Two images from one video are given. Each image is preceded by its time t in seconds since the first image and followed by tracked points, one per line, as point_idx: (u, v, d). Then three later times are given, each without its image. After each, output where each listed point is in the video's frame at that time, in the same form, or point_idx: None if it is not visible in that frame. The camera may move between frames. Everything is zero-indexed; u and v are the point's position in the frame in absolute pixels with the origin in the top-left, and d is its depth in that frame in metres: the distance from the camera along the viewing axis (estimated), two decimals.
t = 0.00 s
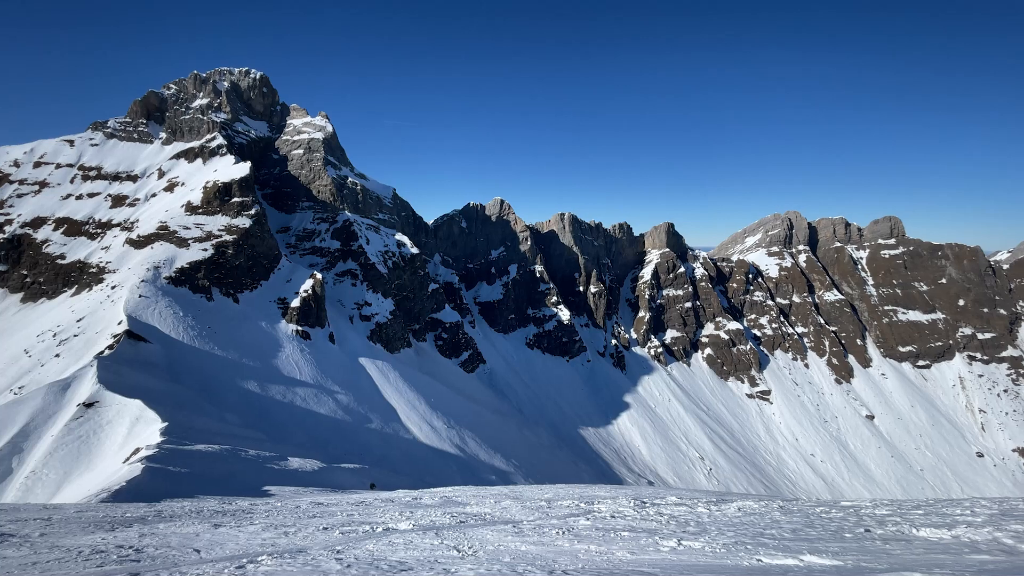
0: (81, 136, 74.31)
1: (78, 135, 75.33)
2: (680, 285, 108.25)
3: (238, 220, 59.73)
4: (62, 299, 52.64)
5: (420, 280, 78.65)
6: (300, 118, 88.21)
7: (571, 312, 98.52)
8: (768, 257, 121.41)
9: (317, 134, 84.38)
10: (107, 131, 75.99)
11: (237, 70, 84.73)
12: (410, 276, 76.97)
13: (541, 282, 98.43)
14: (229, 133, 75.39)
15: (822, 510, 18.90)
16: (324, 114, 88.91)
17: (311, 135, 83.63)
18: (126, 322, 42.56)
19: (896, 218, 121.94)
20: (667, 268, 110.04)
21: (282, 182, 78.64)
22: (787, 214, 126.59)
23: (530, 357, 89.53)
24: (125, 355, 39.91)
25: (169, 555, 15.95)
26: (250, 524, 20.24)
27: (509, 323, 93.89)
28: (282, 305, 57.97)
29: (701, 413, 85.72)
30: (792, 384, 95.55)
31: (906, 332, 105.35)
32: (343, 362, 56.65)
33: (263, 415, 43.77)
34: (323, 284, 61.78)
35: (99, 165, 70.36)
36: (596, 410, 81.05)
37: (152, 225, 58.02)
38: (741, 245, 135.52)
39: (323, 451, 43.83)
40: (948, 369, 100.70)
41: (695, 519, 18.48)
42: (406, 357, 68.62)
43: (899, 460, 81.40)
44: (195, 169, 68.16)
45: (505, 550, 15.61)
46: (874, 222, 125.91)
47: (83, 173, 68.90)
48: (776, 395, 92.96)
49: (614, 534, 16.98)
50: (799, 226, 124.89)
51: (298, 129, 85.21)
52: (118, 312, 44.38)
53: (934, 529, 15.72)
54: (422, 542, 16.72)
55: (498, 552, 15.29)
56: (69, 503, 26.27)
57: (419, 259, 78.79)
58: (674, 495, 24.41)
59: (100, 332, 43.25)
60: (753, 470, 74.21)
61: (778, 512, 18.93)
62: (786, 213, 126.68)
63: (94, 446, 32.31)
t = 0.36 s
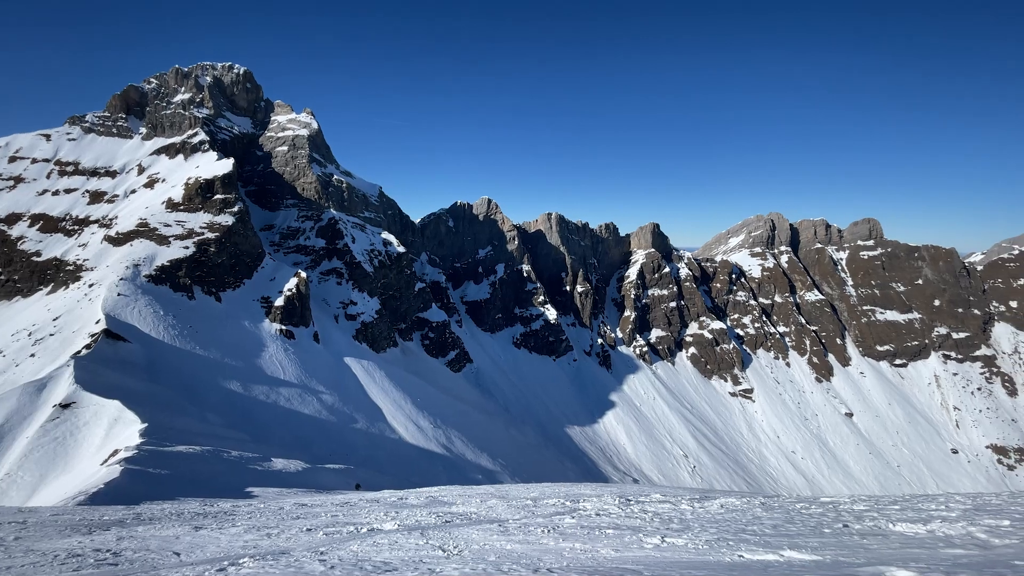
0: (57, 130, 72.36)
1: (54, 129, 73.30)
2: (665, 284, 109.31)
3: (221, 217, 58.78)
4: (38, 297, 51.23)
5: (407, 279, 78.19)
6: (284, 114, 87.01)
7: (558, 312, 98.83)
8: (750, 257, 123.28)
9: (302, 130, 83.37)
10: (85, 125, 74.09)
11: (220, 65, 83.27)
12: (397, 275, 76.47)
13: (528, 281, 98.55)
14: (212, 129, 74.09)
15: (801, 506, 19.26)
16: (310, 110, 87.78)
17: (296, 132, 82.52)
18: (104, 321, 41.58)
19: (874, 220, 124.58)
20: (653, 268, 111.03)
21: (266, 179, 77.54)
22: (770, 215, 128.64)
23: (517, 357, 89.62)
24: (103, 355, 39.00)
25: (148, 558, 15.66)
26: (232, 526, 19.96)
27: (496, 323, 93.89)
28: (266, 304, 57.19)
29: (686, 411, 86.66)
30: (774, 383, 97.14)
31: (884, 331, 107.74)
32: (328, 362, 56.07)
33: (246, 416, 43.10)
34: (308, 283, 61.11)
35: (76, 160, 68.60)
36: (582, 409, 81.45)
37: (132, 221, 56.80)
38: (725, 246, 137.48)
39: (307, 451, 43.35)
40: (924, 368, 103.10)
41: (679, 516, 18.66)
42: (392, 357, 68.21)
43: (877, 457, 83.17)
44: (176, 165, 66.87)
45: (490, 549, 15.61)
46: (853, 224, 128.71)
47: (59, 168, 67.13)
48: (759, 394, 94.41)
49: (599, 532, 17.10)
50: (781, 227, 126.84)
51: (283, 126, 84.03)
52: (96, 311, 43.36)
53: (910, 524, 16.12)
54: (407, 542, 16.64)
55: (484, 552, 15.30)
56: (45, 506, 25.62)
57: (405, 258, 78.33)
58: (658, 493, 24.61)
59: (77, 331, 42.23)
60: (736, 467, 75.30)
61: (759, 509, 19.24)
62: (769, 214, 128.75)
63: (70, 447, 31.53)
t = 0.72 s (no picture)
0: (40, 126, 70.91)
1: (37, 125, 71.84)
2: (654, 283, 109.96)
3: (208, 216, 58.04)
4: (20, 297, 50.22)
5: (397, 278, 77.79)
6: (273, 112, 86.12)
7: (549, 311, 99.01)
8: (739, 257, 124.43)
9: (291, 128, 82.53)
10: (68, 121, 72.69)
11: (208, 61, 82.09)
12: (387, 274, 76.05)
13: (519, 280, 98.49)
14: (199, 126, 73.09)
15: (788, 501, 19.49)
16: (299, 108, 86.94)
17: (284, 129, 81.73)
18: (89, 320, 40.88)
19: (860, 219, 126.27)
20: (642, 267, 111.54)
21: (254, 177, 76.67)
22: (758, 215, 129.67)
23: (508, 356, 89.66)
24: (88, 355, 38.36)
25: (134, 561, 15.44)
26: (220, 527, 19.76)
27: (487, 322, 93.79)
28: (254, 304, 56.64)
29: (675, 409, 87.30)
30: (762, 380, 98.25)
31: (869, 329, 109.37)
32: (317, 361, 55.65)
33: (234, 417, 42.63)
34: (297, 282, 60.65)
35: (60, 157, 67.33)
36: (573, 407, 81.71)
37: (117, 219, 55.88)
38: (714, 245, 138.65)
39: (297, 452, 43.01)
40: (908, 365, 104.81)
41: (669, 513, 18.80)
42: (383, 356, 67.89)
43: (863, 453, 84.39)
44: (163, 163, 65.92)
45: (480, 548, 15.64)
46: (839, 223, 130.32)
47: (42, 166, 65.82)
48: (747, 391, 95.43)
49: (589, 529, 17.17)
50: (769, 226, 128.13)
51: (271, 124, 83.16)
52: (81, 311, 42.63)
53: (894, 519, 16.38)
54: (397, 541, 16.59)
55: (475, 550, 15.27)
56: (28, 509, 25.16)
57: (396, 257, 77.88)
58: (648, 490, 24.77)
59: (61, 331, 41.49)
60: (725, 464, 76.03)
61: (747, 505, 19.43)
62: (757, 214, 129.75)
63: (54, 449, 30.97)
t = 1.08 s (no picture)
0: (18, 119, 69.13)
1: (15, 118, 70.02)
2: (643, 279, 110.70)
3: (193, 211, 57.15)
4: None
5: (386, 274, 77.34)
6: (259, 106, 84.87)
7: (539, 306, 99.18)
8: (726, 253, 125.63)
9: (278, 122, 81.42)
10: (48, 114, 70.96)
11: (191, 53, 80.51)
12: (376, 269, 75.59)
13: (509, 276, 98.45)
14: (183, 119, 71.80)
15: (773, 493, 19.84)
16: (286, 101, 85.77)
17: (271, 123, 80.62)
18: (70, 317, 40.10)
19: (844, 216, 128.53)
20: (631, 263, 112.11)
21: (240, 172, 75.61)
22: (746, 212, 132.53)
23: (498, 351, 89.76)
24: (70, 352, 37.63)
25: (120, 560, 15.26)
26: (207, 525, 19.59)
27: (477, 318, 93.75)
28: (241, 300, 56.02)
29: (664, 403, 88.11)
30: (748, 375, 99.61)
31: (852, 324, 111.24)
32: (305, 358, 55.22)
33: (221, 414, 42.17)
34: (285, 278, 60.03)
35: (39, 150, 65.77)
36: (562, 402, 82.07)
37: (99, 214, 54.78)
38: (703, 241, 139.99)
39: (285, 449, 42.69)
40: (891, 359, 106.81)
41: (656, 506, 19.05)
42: (372, 353, 67.60)
43: (846, 445, 85.94)
44: (146, 157, 64.71)
45: (470, 542, 15.71)
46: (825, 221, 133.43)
47: (21, 159, 64.24)
48: (734, 385, 96.66)
49: (578, 522, 17.33)
50: (756, 223, 130.21)
51: (258, 117, 81.95)
52: (62, 307, 41.79)
53: (877, 509, 16.75)
54: (387, 537, 16.56)
55: (465, 545, 15.32)
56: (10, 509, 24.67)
57: (385, 253, 77.36)
58: (636, 484, 25.02)
59: (43, 328, 40.65)
60: (712, 457, 76.99)
61: (733, 498, 19.69)
62: (744, 210, 132.72)
63: (36, 448, 30.36)
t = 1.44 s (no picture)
0: None
1: None
2: (632, 276, 111.32)
3: (178, 207, 56.27)
4: None
5: (375, 271, 76.92)
6: (245, 100, 83.68)
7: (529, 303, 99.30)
8: (714, 250, 126.67)
9: (264, 117, 80.31)
10: (28, 108, 69.21)
11: (175, 47, 78.99)
12: (365, 267, 75.10)
13: (499, 273, 98.38)
14: (167, 114, 70.50)
15: (760, 487, 20.13)
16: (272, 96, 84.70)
17: (257, 119, 79.50)
18: (52, 316, 39.29)
19: (830, 214, 130.68)
20: (621, 260, 112.65)
21: (226, 168, 74.55)
22: (733, 211, 135.21)
23: (488, 348, 89.79)
24: (52, 351, 36.87)
25: (105, 561, 15.06)
26: (194, 525, 19.38)
27: (467, 315, 93.65)
28: (228, 298, 55.39)
29: (653, 399, 88.84)
30: (735, 370, 100.83)
31: (837, 319, 112.95)
32: (294, 356, 54.73)
33: (208, 414, 41.68)
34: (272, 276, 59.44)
35: (19, 145, 64.19)
36: (552, 399, 82.33)
37: (81, 211, 53.68)
38: (691, 239, 141.27)
39: (273, 448, 42.32)
40: (874, 354, 108.69)
41: (645, 500, 19.23)
42: (361, 350, 67.22)
43: (831, 439, 87.36)
44: (129, 152, 63.51)
45: (460, 539, 15.76)
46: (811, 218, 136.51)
47: None
48: (721, 381, 97.79)
49: (568, 517, 17.45)
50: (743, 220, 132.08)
51: (244, 112, 80.77)
52: (43, 306, 40.93)
53: (860, 501, 17.07)
54: (377, 535, 16.52)
55: (454, 542, 15.36)
56: None
57: (374, 250, 76.82)
58: (625, 478, 25.24)
59: (24, 327, 39.75)
60: (700, 452, 77.86)
61: (721, 491, 19.95)
62: (732, 210, 135.36)
63: (17, 449, 29.71)
